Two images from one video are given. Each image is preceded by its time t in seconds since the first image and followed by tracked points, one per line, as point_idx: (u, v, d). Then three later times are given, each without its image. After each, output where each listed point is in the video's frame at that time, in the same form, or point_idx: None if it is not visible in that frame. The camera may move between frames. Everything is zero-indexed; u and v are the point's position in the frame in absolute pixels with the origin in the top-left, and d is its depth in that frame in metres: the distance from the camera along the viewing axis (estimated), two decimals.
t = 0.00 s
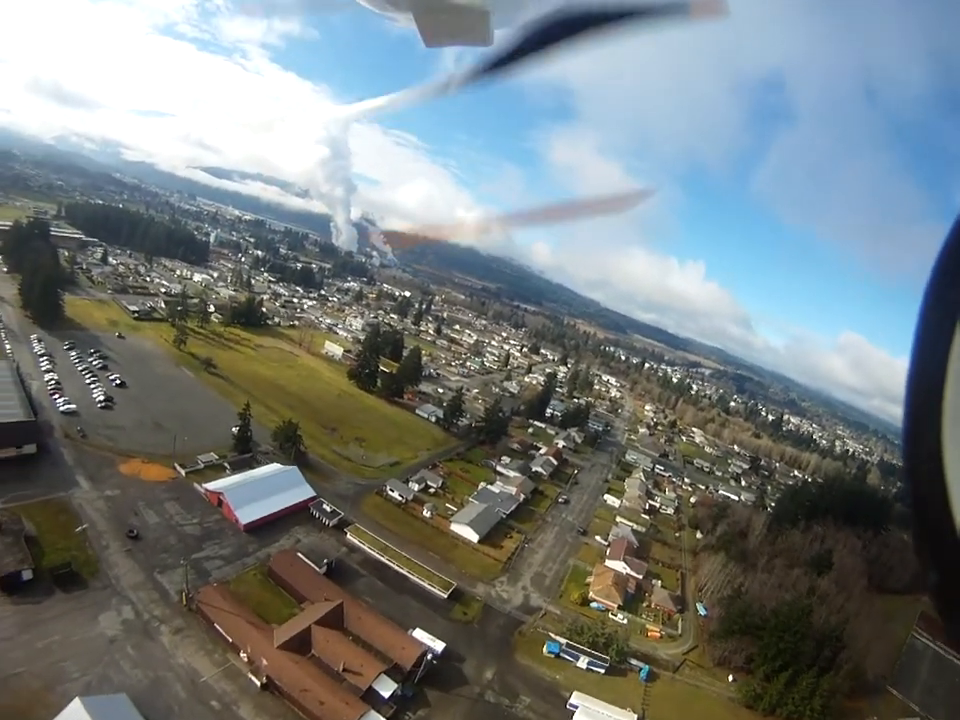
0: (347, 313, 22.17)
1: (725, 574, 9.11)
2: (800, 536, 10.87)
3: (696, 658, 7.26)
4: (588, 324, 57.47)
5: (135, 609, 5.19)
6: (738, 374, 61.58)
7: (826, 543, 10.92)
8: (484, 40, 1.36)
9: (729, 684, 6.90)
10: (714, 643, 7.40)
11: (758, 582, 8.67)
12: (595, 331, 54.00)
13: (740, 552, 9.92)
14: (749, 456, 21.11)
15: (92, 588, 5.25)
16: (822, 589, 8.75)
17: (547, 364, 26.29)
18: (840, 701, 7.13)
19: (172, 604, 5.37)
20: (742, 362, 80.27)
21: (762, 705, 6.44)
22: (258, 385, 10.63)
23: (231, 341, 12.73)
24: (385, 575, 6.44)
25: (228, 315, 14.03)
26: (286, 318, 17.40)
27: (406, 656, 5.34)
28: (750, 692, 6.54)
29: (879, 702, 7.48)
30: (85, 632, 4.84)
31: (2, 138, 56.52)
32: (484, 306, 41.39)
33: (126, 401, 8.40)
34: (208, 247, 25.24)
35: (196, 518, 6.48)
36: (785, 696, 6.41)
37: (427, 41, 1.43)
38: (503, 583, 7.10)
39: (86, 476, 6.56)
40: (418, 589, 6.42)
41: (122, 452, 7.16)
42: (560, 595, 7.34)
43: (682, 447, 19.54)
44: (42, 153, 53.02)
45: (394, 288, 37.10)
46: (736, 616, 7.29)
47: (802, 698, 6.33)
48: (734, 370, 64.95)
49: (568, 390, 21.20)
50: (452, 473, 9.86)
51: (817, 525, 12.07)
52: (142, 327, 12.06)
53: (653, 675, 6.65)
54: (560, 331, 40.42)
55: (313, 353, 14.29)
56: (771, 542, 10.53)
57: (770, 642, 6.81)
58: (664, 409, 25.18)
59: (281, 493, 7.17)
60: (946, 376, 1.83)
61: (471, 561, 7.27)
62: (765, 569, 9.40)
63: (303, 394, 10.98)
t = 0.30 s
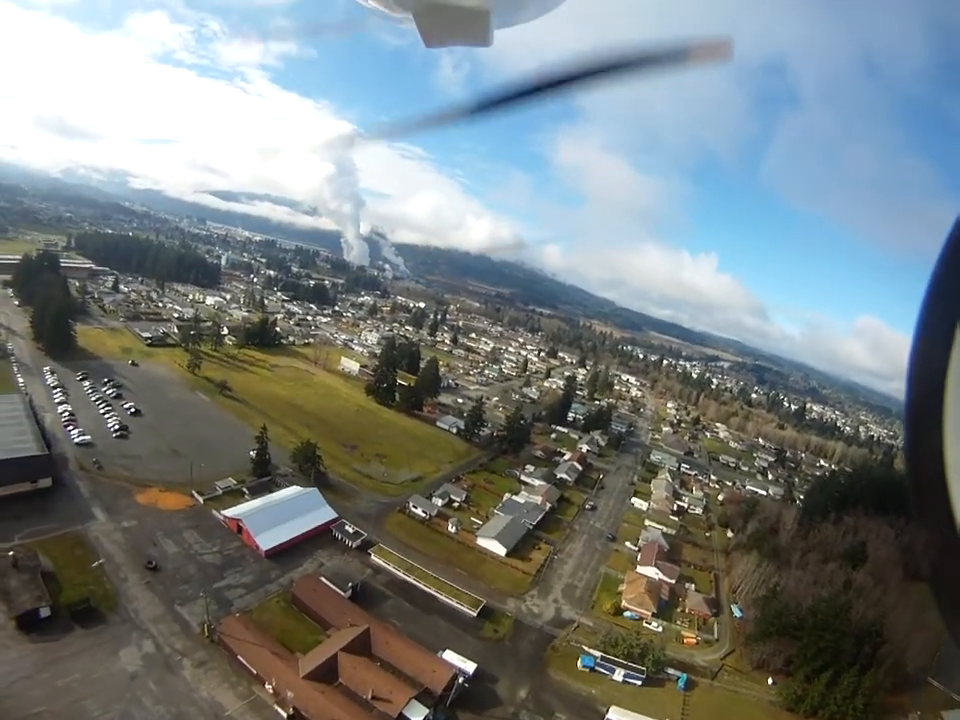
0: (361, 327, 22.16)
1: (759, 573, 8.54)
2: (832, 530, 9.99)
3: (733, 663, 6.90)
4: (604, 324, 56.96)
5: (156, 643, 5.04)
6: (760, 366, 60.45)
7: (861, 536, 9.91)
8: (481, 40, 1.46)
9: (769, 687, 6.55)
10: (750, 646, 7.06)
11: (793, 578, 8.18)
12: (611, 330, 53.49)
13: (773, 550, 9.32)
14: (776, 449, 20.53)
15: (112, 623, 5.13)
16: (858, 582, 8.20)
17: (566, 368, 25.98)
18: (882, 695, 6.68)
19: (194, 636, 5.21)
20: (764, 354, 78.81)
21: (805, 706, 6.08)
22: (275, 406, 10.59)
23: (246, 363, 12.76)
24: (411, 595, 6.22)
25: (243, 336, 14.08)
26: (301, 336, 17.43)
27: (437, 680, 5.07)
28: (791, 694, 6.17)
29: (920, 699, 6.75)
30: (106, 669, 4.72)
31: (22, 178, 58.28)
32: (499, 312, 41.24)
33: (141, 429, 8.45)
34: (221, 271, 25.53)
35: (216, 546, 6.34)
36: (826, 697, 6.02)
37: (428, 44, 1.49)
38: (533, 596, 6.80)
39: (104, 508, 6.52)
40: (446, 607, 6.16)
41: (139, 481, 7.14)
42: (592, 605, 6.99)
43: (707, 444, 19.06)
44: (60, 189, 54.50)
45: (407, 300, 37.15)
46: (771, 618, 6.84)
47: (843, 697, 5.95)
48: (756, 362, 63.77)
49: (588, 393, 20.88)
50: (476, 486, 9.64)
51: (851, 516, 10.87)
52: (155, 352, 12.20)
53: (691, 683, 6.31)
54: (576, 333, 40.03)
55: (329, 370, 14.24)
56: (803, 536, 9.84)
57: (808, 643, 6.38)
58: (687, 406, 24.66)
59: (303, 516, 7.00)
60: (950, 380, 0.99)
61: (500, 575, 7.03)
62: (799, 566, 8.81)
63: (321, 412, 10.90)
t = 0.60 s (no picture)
0: (365, 346, 22.10)
1: (785, 572, 7.89)
2: (856, 522, 9.43)
3: (766, 666, 6.49)
4: (608, 327, 56.79)
5: (170, 684, 4.85)
6: (767, 359, 59.96)
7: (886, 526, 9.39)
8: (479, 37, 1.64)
9: (804, 689, 6.17)
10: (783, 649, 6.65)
11: (819, 575, 7.65)
12: (615, 333, 53.28)
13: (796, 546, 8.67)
14: (791, 442, 20.21)
15: (124, 665, 4.95)
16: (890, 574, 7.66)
17: (573, 374, 25.80)
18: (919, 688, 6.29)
19: (208, 674, 5.01)
20: (770, 347, 78.23)
21: (843, 706, 5.68)
22: (282, 431, 10.46)
23: (251, 389, 12.66)
24: (431, 619, 6.02)
25: (246, 362, 14.03)
26: (305, 358, 17.36)
27: (461, 708, 4.87)
28: (828, 694, 5.79)
29: None
30: (118, 714, 4.52)
31: (23, 217, 59.03)
32: (502, 322, 41.14)
33: (145, 463, 8.35)
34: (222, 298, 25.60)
35: (227, 580, 6.17)
36: (863, 694, 5.64)
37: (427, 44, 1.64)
38: (556, 612, 6.57)
39: (111, 546, 6.38)
40: (467, 631, 5.94)
41: (145, 517, 7.01)
42: (616, 617, 6.72)
43: (722, 442, 18.77)
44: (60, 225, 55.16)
45: (410, 315, 37.14)
46: (801, 616, 6.39)
47: (880, 692, 5.58)
48: (763, 355, 63.25)
49: (597, 399, 20.68)
50: (491, 502, 9.44)
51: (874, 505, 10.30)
52: (157, 383, 12.15)
53: (724, 691, 5.90)
54: (580, 338, 39.86)
55: (335, 391, 14.13)
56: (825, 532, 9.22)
57: (841, 640, 5.97)
58: (698, 405, 24.39)
59: (315, 543, 6.84)
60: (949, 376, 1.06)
61: (521, 592, 6.83)
62: (824, 561, 8.19)
63: (330, 435, 10.76)
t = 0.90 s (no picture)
0: (369, 363, 22.03)
1: (808, 571, 7.62)
2: (877, 512, 8.97)
3: (795, 668, 6.17)
4: (611, 331, 56.67)
5: None
6: (773, 353, 59.47)
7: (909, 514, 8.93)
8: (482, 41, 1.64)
9: (836, 690, 5.85)
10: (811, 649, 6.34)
11: (842, 571, 7.26)
12: (619, 337, 53.13)
13: (817, 542, 8.21)
14: (803, 435, 19.92)
15: (133, 705, 4.78)
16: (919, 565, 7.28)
17: (580, 381, 25.64)
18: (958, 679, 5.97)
19: (220, 711, 4.83)
20: (776, 341, 77.79)
21: (876, 705, 5.44)
22: (288, 454, 10.35)
23: (255, 413, 12.57)
24: (449, 642, 5.84)
25: (249, 386, 13.96)
26: (309, 379, 17.30)
27: None
28: (860, 692, 5.51)
29: None
30: None
31: (26, 251, 59.70)
32: (505, 332, 41.08)
33: (149, 495, 8.24)
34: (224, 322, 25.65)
35: (237, 612, 6.02)
36: (896, 692, 5.41)
37: (426, 43, 1.66)
38: (576, 626, 6.37)
39: (117, 582, 6.24)
40: (486, 652, 5.75)
41: (150, 551, 6.88)
42: (640, 629, 6.51)
43: (734, 440, 18.51)
44: (62, 258, 55.70)
45: (412, 329, 37.13)
46: (828, 615, 6.10)
47: (912, 688, 5.39)
48: (768, 350, 62.86)
49: (606, 405, 20.51)
50: (504, 516, 9.27)
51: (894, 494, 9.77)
52: (160, 412, 12.09)
53: (754, 697, 5.59)
54: (584, 343, 39.72)
55: (341, 411, 14.02)
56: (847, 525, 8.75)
57: (870, 638, 5.69)
58: (706, 404, 24.15)
59: (326, 569, 6.68)
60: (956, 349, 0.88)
61: (540, 609, 6.64)
62: (847, 556, 7.74)
63: (337, 457, 10.63)
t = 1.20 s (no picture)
0: (367, 376, 21.88)
1: (825, 563, 7.45)
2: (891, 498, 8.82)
3: (818, 662, 5.98)
4: (607, 331, 56.62)
5: None
6: (771, 344, 59.40)
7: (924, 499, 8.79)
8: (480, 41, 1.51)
9: (862, 683, 5.65)
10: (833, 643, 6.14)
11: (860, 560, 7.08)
12: (615, 336, 53.08)
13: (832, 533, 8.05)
14: (808, 424, 19.77)
15: None
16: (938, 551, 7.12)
17: (580, 382, 25.52)
18: None
19: None
20: (772, 332, 77.85)
21: (903, 695, 5.22)
22: (289, 474, 10.18)
23: (253, 434, 12.42)
24: (462, 660, 5.67)
25: (247, 406, 13.80)
26: (307, 396, 17.14)
27: None
28: (886, 683, 5.31)
29: None
30: None
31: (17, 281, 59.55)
32: (501, 338, 40.97)
33: (149, 522, 8.07)
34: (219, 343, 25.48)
35: (244, 640, 5.84)
36: (922, 681, 5.19)
37: (427, 44, 1.56)
38: (593, 636, 6.20)
39: (119, 615, 6.07)
40: (502, 668, 5.57)
41: (152, 581, 6.70)
42: (657, 634, 6.34)
43: (738, 433, 18.37)
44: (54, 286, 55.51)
45: (409, 340, 37.00)
46: (849, 607, 5.94)
47: (939, 675, 5.17)
48: (765, 340, 62.85)
49: (607, 406, 20.38)
50: (512, 526, 9.11)
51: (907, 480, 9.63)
52: (157, 437, 11.92)
53: (779, 696, 5.40)
54: (582, 345, 39.62)
55: (340, 426, 13.87)
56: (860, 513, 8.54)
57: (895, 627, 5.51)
58: (708, 398, 24.02)
59: (333, 591, 6.52)
60: None
61: (555, 620, 6.47)
62: (863, 545, 7.53)
63: (339, 474, 10.47)
